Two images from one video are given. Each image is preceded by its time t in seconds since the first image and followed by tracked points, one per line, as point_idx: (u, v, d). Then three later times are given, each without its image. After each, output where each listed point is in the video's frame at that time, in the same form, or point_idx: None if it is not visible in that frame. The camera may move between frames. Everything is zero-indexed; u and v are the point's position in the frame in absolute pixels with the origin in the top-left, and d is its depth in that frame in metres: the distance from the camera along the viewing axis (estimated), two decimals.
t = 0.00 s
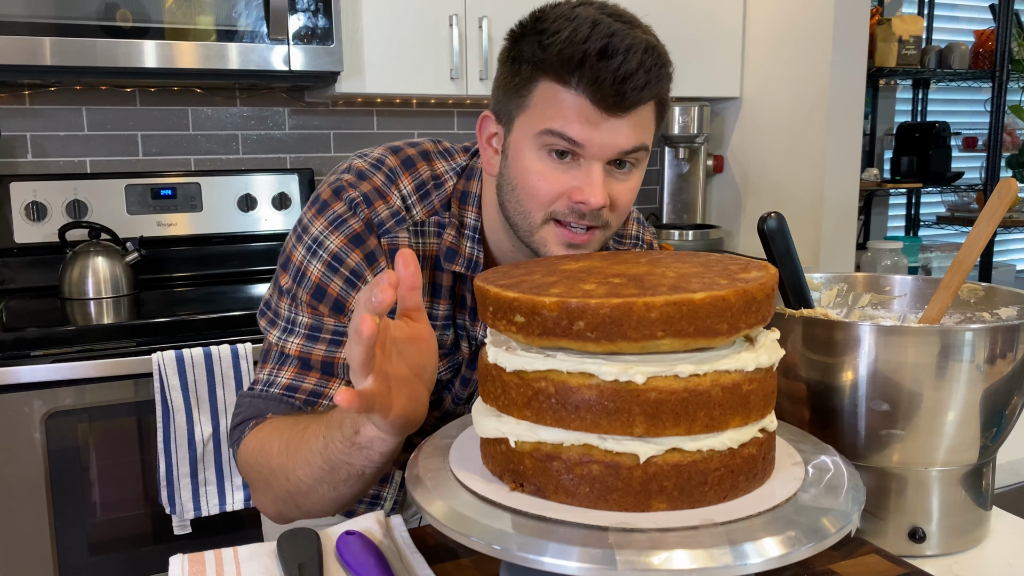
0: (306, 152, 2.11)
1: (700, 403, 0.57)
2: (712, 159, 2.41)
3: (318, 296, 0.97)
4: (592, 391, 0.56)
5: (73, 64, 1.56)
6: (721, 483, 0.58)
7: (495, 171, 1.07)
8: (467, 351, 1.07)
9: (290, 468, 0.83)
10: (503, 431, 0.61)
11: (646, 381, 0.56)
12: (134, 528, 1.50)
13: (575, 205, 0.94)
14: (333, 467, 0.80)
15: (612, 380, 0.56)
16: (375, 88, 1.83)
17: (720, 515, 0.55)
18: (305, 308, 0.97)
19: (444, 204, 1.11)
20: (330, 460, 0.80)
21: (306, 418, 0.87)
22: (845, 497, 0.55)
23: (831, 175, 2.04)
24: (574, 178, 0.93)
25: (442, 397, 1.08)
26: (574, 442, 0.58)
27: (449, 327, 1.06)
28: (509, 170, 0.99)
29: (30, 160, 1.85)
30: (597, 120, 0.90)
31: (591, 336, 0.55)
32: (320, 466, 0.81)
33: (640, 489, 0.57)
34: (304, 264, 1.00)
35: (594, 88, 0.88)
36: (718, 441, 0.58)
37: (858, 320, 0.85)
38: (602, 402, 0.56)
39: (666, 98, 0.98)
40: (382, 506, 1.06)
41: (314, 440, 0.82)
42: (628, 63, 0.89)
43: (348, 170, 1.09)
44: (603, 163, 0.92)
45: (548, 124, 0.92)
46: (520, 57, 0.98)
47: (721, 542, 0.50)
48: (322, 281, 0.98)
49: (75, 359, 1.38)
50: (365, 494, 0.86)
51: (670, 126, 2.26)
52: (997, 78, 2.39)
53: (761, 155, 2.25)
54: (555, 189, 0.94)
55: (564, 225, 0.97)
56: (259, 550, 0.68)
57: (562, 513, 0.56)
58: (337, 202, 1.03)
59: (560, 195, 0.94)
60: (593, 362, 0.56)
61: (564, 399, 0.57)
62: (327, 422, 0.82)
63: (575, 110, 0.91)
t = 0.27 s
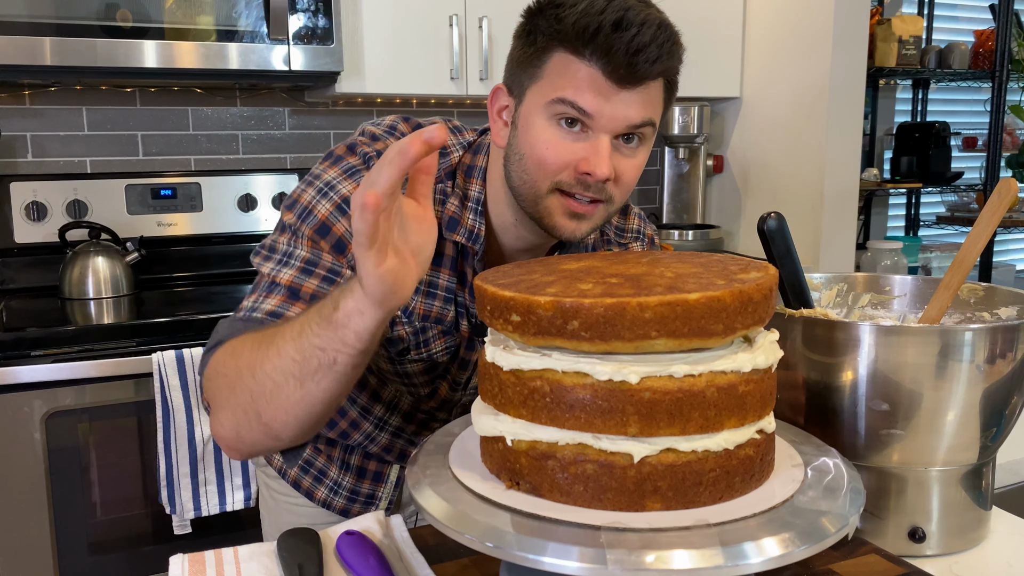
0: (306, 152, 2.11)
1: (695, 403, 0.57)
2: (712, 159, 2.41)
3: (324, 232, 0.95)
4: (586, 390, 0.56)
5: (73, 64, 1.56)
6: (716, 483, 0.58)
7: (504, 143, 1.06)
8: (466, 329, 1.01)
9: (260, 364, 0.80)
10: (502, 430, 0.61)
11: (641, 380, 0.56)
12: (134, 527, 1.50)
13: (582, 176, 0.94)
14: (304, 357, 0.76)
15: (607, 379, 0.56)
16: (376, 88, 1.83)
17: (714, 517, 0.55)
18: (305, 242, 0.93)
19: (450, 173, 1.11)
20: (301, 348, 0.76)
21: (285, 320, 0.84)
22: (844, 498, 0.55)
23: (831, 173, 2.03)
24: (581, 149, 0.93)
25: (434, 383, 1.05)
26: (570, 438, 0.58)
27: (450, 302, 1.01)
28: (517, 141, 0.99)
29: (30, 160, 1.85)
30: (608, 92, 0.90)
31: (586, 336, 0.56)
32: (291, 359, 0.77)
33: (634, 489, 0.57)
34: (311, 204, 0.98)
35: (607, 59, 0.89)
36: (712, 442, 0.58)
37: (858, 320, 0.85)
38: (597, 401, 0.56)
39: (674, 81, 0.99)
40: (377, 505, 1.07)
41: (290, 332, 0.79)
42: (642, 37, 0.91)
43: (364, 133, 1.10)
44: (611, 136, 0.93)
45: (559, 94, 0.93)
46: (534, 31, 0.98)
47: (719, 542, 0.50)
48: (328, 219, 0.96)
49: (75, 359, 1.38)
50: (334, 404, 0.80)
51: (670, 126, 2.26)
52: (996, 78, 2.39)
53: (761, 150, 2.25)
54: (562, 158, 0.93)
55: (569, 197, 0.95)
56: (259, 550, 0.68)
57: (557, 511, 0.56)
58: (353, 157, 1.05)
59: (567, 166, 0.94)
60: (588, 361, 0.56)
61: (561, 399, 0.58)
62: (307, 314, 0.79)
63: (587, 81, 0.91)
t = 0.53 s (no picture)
0: (306, 152, 2.11)
1: (695, 404, 0.57)
2: (712, 159, 2.41)
3: (314, 211, 0.94)
4: (585, 389, 0.57)
5: (73, 64, 1.56)
6: (715, 483, 0.58)
7: (506, 132, 1.06)
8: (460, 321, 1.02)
9: (250, 314, 0.77)
10: (502, 430, 0.61)
11: (638, 380, 0.56)
12: (134, 527, 1.50)
13: (587, 167, 0.92)
14: (299, 308, 0.74)
15: (605, 379, 0.56)
16: (376, 88, 1.83)
17: (712, 517, 0.55)
18: (295, 219, 0.92)
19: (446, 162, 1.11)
20: (297, 296, 0.74)
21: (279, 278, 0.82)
22: (843, 498, 0.55)
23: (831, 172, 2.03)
24: (587, 140, 0.92)
25: (428, 374, 1.04)
26: (570, 437, 0.58)
27: (444, 293, 1.00)
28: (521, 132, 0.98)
29: (30, 160, 1.85)
30: (614, 83, 0.91)
31: (585, 335, 0.56)
32: (284, 316, 0.75)
33: (633, 489, 0.57)
34: (307, 183, 0.96)
35: (614, 52, 0.90)
36: (710, 442, 0.58)
37: (858, 320, 0.85)
38: (595, 401, 0.57)
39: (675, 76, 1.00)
40: (370, 506, 1.06)
41: (287, 284, 0.77)
42: (648, 31, 0.91)
43: (363, 123, 1.11)
44: (617, 127, 0.93)
45: (565, 86, 0.93)
46: (539, 22, 0.98)
47: (719, 542, 0.50)
48: (321, 199, 0.95)
49: (75, 359, 1.38)
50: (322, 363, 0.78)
51: (670, 126, 2.26)
52: (997, 78, 2.40)
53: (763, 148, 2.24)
54: (568, 148, 0.92)
55: (575, 186, 0.93)
56: (259, 550, 0.68)
57: (556, 511, 0.56)
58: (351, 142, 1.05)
59: (572, 155, 0.92)
60: (586, 360, 0.57)
61: (560, 399, 0.58)
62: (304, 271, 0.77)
63: (593, 73, 0.91)
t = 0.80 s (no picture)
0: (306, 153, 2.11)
1: (694, 404, 0.57)
2: (712, 159, 2.41)
3: (317, 215, 0.94)
4: (584, 389, 0.56)
5: (73, 64, 1.56)
6: (714, 483, 0.58)
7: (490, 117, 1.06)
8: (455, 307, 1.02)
9: (269, 350, 0.77)
10: (502, 429, 0.61)
11: (637, 380, 0.56)
12: (134, 527, 1.50)
13: (565, 150, 0.93)
14: (315, 342, 0.74)
15: (605, 379, 0.56)
16: (376, 88, 1.83)
17: (712, 517, 0.55)
18: (301, 225, 0.92)
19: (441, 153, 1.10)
20: (311, 332, 0.74)
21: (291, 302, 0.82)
22: (843, 499, 0.55)
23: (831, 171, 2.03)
24: (564, 123, 0.93)
25: (427, 364, 1.04)
26: (569, 437, 0.58)
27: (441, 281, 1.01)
28: (502, 115, 0.98)
29: (30, 160, 1.85)
30: (591, 63, 0.91)
31: (584, 335, 0.56)
32: (302, 346, 0.75)
33: (632, 489, 0.57)
34: (304, 186, 0.96)
35: (589, 33, 0.90)
36: (710, 442, 0.58)
37: (858, 320, 0.85)
38: (594, 401, 0.57)
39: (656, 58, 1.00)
40: (369, 505, 1.06)
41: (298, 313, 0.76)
42: (624, 12, 0.92)
43: (351, 118, 1.10)
44: (594, 110, 0.93)
45: (543, 66, 0.93)
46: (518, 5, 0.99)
47: (720, 542, 0.50)
48: (321, 200, 0.95)
49: (75, 359, 1.38)
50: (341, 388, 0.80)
51: (670, 126, 2.26)
52: (996, 78, 2.40)
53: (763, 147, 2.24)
54: (546, 132, 0.93)
55: (552, 169, 0.94)
56: (259, 550, 0.68)
57: (555, 511, 0.56)
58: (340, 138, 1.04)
59: (551, 138, 0.93)
60: (585, 360, 0.57)
61: (559, 398, 0.58)
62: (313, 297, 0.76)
63: (570, 55, 0.92)
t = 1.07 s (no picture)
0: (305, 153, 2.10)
1: (695, 404, 0.57)
2: (712, 159, 2.41)
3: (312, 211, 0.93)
4: (585, 388, 0.56)
5: (73, 64, 1.56)
6: (714, 483, 0.58)
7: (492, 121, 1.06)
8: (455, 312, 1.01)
9: (250, 346, 0.75)
10: (502, 429, 0.61)
11: (637, 380, 0.56)
12: (134, 527, 1.50)
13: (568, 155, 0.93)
14: (296, 346, 0.72)
15: (605, 379, 0.56)
16: (376, 88, 1.83)
17: (712, 517, 0.55)
18: (296, 220, 0.91)
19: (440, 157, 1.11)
20: (293, 335, 0.72)
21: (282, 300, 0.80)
22: (843, 499, 0.55)
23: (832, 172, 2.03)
24: (569, 128, 0.93)
25: (425, 367, 1.04)
26: (568, 436, 0.58)
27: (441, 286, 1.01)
28: (506, 117, 0.98)
29: (30, 160, 1.85)
30: (597, 70, 0.91)
31: (585, 335, 0.55)
32: (282, 345, 0.73)
33: (632, 489, 0.57)
34: (303, 184, 0.95)
35: (597, 38, 0.90)
36: (709, 443, 0.58)
37: (858, 320, 0.85)
38: (593, 401, 0.57)
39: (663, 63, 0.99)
40: (367, 505, 1.06)
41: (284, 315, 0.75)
42: (631, 20, 0.92)
43: (353, 120, 1.10)
44: (599, 116, 0.93)
45: (549, 71, 0.93)
46: (527, 9, 0.98)
47: (721, 542, 0.50)
48: (319, 197, 0.94)
49: (75, 359, 1.38)
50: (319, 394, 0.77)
51: (670, 126, 2.26)
52: (996, 78, 2.40)
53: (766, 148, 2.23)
54: (549, 136, 0.93)
55: (553, 175, 0.95)
56: (259, 550, 0.68)
57: (555, 511, 0.56)
58: (342, 140, 1.04)
59: (553, 143, 0.93)
60: (585, 360, 0.57)
61: (561, 398, 0.57)
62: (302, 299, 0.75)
63: (577, 61, 0.91)
